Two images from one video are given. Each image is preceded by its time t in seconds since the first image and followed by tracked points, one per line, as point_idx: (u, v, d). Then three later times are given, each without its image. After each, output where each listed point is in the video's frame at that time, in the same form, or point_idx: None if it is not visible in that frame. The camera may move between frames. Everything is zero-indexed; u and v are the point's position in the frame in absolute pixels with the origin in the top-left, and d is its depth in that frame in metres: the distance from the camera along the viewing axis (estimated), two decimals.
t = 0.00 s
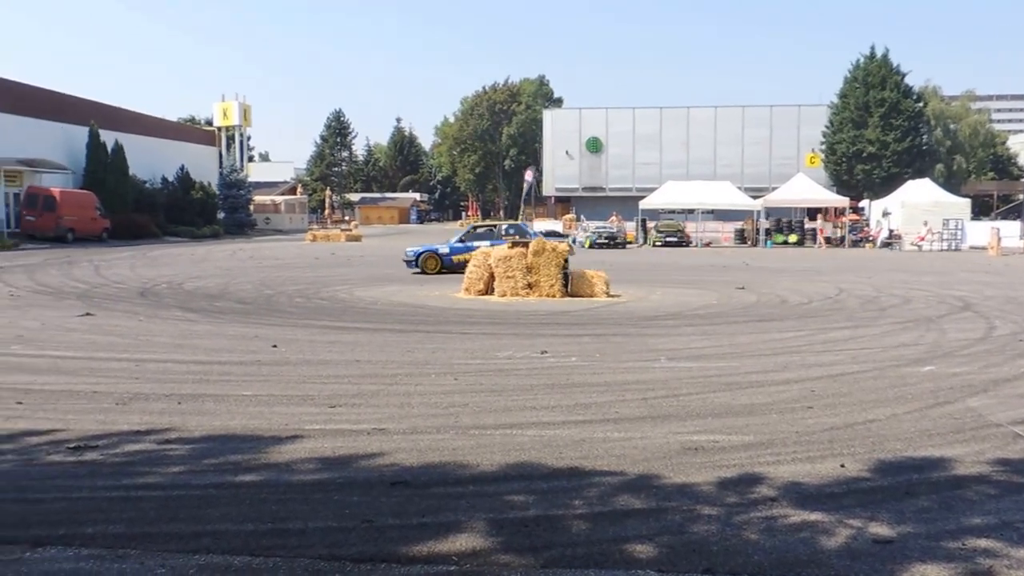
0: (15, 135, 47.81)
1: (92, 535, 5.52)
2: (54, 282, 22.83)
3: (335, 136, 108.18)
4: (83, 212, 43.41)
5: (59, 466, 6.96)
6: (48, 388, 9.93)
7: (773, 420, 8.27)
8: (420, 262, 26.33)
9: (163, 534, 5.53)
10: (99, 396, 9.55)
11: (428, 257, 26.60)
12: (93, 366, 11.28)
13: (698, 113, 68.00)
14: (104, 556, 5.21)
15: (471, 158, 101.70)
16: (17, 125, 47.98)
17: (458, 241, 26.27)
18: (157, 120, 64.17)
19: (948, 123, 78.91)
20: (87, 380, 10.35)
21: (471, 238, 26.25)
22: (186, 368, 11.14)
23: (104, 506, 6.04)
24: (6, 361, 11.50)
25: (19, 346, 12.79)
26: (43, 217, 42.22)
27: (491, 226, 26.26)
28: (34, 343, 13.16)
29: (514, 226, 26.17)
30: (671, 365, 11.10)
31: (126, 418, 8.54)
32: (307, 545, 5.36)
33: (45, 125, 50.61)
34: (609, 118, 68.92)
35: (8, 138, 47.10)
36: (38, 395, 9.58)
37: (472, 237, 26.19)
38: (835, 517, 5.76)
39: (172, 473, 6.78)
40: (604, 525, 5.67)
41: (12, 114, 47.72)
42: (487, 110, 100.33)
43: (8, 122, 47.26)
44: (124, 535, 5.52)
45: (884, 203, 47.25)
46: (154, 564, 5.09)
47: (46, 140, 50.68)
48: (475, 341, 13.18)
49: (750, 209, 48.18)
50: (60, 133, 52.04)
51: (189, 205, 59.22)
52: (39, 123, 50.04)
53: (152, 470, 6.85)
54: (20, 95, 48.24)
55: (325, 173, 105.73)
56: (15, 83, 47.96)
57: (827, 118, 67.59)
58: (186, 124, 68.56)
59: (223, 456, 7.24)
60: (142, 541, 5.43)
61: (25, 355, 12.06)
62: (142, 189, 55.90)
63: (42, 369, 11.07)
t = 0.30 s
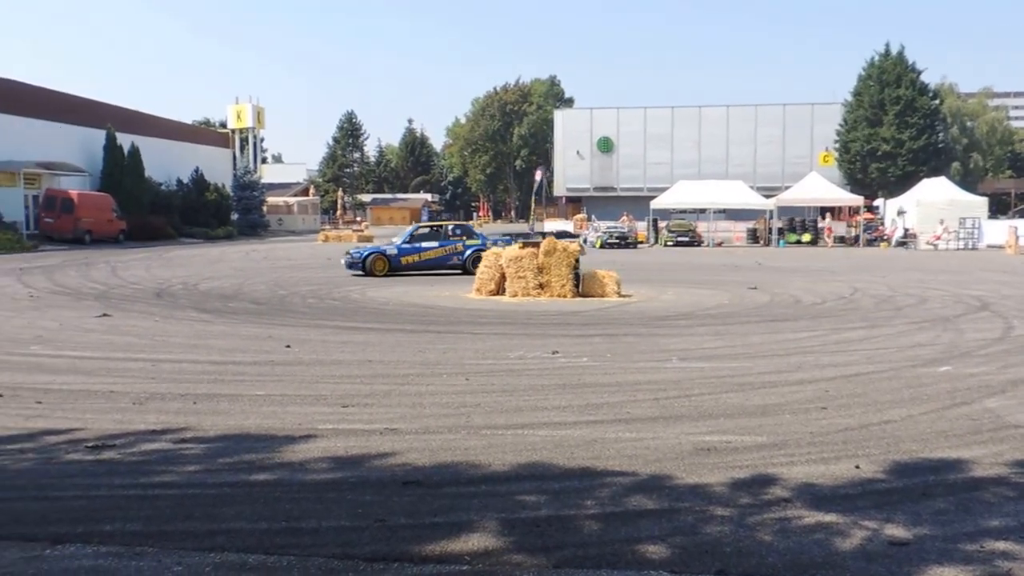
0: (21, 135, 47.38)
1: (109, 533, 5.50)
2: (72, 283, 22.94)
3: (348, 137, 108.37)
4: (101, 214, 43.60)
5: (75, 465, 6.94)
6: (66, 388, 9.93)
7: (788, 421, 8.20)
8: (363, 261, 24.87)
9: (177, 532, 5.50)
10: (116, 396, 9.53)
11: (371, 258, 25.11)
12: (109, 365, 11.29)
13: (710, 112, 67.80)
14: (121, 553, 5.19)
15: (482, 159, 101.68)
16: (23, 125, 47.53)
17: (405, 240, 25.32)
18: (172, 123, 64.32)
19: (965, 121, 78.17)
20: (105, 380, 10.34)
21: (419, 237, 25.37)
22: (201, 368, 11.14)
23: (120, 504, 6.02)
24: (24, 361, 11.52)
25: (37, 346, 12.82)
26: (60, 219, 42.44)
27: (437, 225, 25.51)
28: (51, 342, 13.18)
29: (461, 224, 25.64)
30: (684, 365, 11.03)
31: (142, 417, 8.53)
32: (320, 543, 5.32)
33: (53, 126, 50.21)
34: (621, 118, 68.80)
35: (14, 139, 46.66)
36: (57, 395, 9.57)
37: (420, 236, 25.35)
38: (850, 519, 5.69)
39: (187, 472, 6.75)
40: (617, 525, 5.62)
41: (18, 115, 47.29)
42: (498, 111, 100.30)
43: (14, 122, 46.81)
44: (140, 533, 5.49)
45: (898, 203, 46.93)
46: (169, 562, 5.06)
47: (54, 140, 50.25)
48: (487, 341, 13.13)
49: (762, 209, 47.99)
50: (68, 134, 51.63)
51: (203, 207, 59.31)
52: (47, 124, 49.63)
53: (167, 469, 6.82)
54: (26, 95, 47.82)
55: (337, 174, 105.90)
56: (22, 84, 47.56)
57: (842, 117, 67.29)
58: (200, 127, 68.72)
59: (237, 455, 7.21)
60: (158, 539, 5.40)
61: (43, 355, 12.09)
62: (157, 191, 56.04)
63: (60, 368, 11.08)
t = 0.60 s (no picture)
0: (21, 137, 46.38)
1: (126, 531, 5.47)
2: (89, 284, 23.00)
3: (359, 139, 108.48)
4: (118, 216, 43.75)
5: (92, 464, 6.91)
6: (84, 388, 9.92)
7: (803, 421, 8.12)
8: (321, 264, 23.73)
9: (193, 530, 5.47)
10: (133, 396, 9.52)
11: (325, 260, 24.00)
12: (126, 365, 11.29)
13: (721, 111, 67.61)
14: (138, 551, 5.16)
15: (493, 159, 101.67)
16: (23, 126, 46.59)
17: (355, 241, 24.43)
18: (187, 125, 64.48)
19: (982, 118, 77.81)
20: (121, 380, 10.33)
21: (370, 237, 24.56)
22: (216, 368, 11.12)
23: (136, 503, 5.99)
24: (42, 362, 11.53)
25: (55, 346, 12.84)
26: (78, 221, 42.63)
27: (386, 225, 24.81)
28: (68, 342, 13.19)
29: (411, 225, 25.14)
30: (698, 365, 10.96)
31: (159, 417, 8.51)
32: (334, 542, 5.29)
33: (55, 128, 49.24)
34: (632, 118, 68.67)
35: (13, 141, 45.68)
36: (75, 394, 9.56)
37: (371, 236, 24.55)
38: (865, 521, 5.61)
39: (202, 471, 6.72)
40: (630, 525, 5.56)
41: (17, 116, 46.31)
42: (509, 112, 100.26)
43: (13, 124, 45.85)
44: (157, 531, 5.46)
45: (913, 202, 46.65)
46: (185, 561, 5.02)
47: (58, 143, 49.28)
48: (498, 341, 13.08)
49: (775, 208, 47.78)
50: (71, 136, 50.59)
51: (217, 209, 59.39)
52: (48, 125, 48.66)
53: (183, 469, 6.79)
54: (25, 96, 46.82)
55: (349, 175, 105.99)
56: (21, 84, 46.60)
57: (856, 115, 67.23)
58: (215, 130, 68.88)
59: (251, 455, 7.16)
60: (174, 537, 5.37)
61: (61, 355, 12.10)
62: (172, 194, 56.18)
63: (77, 369, 11.08)
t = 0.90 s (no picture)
0: (25, 138, 45.71)
1: (140, 530, 5.44)
2: (102, 285, 23.03)
3: (369, 140, 108.58)
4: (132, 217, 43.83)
5: (106, 462, 6.89)
6: (97, 388, 9.90)
7: (814, 422, 8.05)
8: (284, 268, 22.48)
9: (206, 529, 5.44)
10: (147, 396, 9.50)
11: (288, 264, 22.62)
12: (140, 365, 11.29)
13: (731, 110, 67.40)
14: (152, 549, 5.13)
15: (502, 160, 101.61)
16: (23, 127, 45.58)
17: (311, 243, 23.24)
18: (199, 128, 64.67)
19: (996, 116, 77.30)
20: (135, 380, 10.31)
21: (325, 239, 23.44)
22: (228, 368, 11.10)
23: (150, 501, 5.96)
24: (56, 362, 11.54)
25: (69, 346, 12.86)
26: (92, 222, 42.76)
27: (340, 227, 23.80)
28: (82, 343, 13.21)
29: (362, 226, 24.36)
30: (708, 366, 10.91)
31: (172, 416, 8.49)
32: (345, 540, 5.25)
33: (56, 128, 48.25)
34: (641, 118, 68.55)
35: (13, 142, 44.70)
36: (90, 394, 9.54)
37: (328, 238, 23.46)
38: (880, 523, 5.53)
39: (214, 470, 6.69)
40: (640, 526, 5.51)
41: (17, 116, 45.31)
42: (518, 112, 100.16)
43: (17, 125, 45.19)
44: (171, 530, 5.43)
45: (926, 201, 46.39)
46: (198, 559, 4.99)
47: (58, 144, 48.27)
48: (507, 341, 13.04)
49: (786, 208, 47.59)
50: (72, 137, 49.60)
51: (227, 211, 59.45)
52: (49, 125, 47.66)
53: (195, 467, 6.76)
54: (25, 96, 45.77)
55: (359, 176, 106.05)
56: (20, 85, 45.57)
57: (868, 113, 66.92)
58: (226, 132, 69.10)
59: (262, 455, 7.13)
60: (187, 535, 5.34)
61: (75, 355, 12.10)
62: (184, 196, 56.32)
63: (92, 369, 11.09)
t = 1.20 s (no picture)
0: (33, 137, 45.90)
1: (149, 529, 5.47)
2: (111, 285, 23.11)
3: (377, 140, 108.67)
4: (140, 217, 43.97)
5: (116, 462, 6.93)
6: (107, 388, 9.96)
7: (821, 422, 8.05)
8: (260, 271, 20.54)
9: (214, 528, 5.47)
10: (156, 395, 9.55)
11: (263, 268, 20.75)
12: (148, 365, 11.34)
13: (740, 110, 67.31)
14: (161, 549, 5.16)
15: (510, 160, 101.60)
16: (24, 126, 45.25)
17: (281, 246, 21.60)
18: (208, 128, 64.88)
19: (1005, 115, 76.97)
20: (144, 380, 10.36)
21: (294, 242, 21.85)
22: (237, 368, 11.15)
23: (159, 501, 6.00)
24: (66, 362, 11.60)
25: (79, 346, 12.92)
26: (101, 222, 42.88)
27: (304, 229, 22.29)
28: (91, 343, 13.27)
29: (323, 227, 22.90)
30: (715, 365, 10.92)
31: (181, 416, 8.54)
32: (354, 541, 5.28)
33: (58, 127, 47.94)
34: (649, 118, 68.51)
35: (15, 140, 44.34)
36: (99, 394, 9.59)
37: (296, 240, 21.91)
38: (887, 523, 5.54)
39: (223, 470, 6.72)
40: (647, 526, 5.52)
41: (19, 115, 45.00)
42: (526, 112, 100.08)
43: (26, 124, 45.42)
44: (180, 529, 5.46)
45: (935, 201, 46.23)
46: (207, 559, 5.01)
47: (61, 143, 47.94)
48: (515, 341, 13.05)
49: (794, 208, 47.52)
50: (75, 136, 49.28)
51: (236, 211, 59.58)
52: (51, 124, 47.37)
53: (204, 467, 6.80)
54: (30, 94, 45.63)
55: (367, 176, 106.16)
56: (22, 84, 45.27)
57: (876, 113, 66.78)
58: (235, 133, 69.42)
59: (271, 455, 7.16)
60: (196, 535, 5.36)
61: (84, 355, 12.17)
62: (193, 196, 56.50)
63: (101, 369, 11.15)
